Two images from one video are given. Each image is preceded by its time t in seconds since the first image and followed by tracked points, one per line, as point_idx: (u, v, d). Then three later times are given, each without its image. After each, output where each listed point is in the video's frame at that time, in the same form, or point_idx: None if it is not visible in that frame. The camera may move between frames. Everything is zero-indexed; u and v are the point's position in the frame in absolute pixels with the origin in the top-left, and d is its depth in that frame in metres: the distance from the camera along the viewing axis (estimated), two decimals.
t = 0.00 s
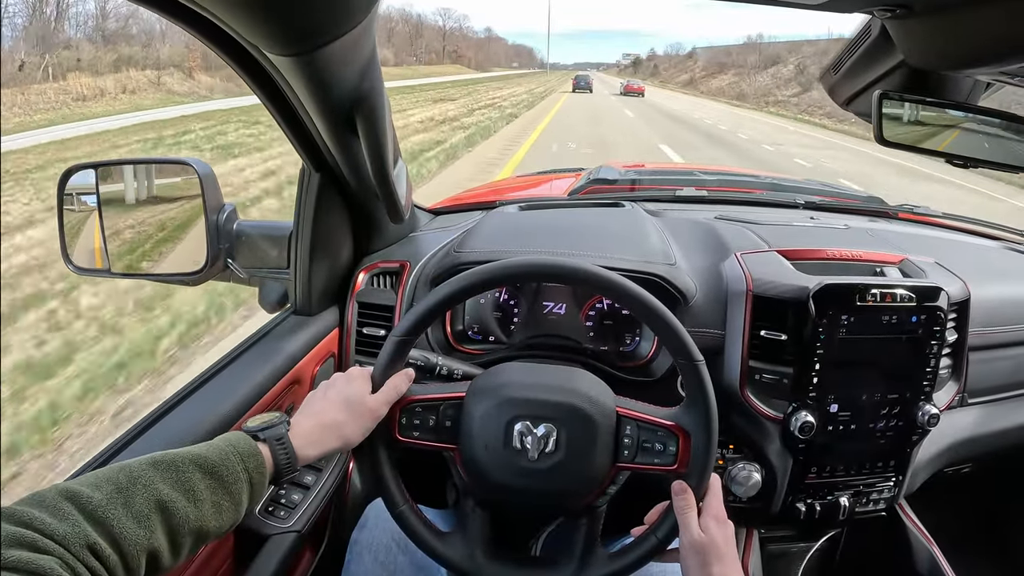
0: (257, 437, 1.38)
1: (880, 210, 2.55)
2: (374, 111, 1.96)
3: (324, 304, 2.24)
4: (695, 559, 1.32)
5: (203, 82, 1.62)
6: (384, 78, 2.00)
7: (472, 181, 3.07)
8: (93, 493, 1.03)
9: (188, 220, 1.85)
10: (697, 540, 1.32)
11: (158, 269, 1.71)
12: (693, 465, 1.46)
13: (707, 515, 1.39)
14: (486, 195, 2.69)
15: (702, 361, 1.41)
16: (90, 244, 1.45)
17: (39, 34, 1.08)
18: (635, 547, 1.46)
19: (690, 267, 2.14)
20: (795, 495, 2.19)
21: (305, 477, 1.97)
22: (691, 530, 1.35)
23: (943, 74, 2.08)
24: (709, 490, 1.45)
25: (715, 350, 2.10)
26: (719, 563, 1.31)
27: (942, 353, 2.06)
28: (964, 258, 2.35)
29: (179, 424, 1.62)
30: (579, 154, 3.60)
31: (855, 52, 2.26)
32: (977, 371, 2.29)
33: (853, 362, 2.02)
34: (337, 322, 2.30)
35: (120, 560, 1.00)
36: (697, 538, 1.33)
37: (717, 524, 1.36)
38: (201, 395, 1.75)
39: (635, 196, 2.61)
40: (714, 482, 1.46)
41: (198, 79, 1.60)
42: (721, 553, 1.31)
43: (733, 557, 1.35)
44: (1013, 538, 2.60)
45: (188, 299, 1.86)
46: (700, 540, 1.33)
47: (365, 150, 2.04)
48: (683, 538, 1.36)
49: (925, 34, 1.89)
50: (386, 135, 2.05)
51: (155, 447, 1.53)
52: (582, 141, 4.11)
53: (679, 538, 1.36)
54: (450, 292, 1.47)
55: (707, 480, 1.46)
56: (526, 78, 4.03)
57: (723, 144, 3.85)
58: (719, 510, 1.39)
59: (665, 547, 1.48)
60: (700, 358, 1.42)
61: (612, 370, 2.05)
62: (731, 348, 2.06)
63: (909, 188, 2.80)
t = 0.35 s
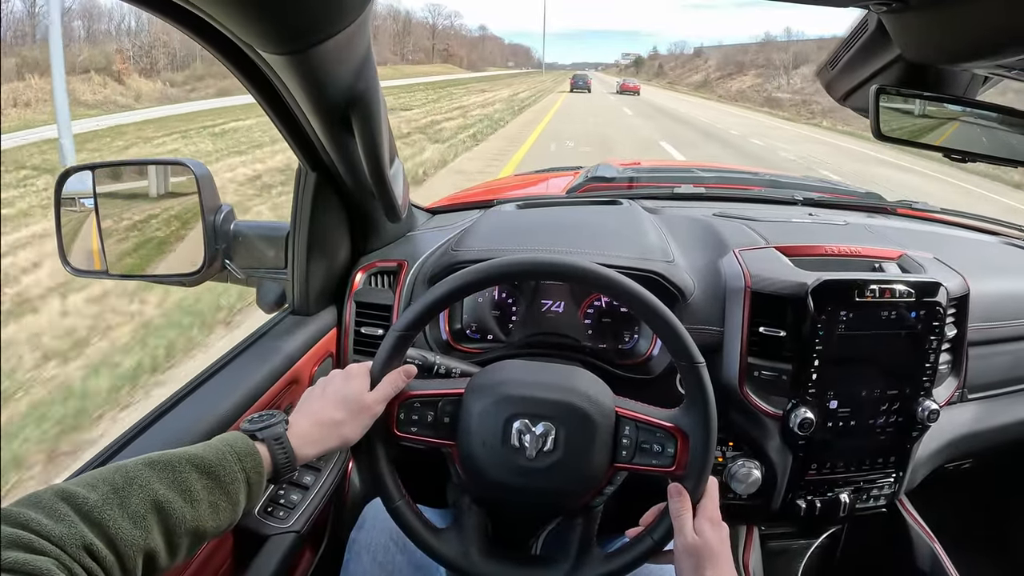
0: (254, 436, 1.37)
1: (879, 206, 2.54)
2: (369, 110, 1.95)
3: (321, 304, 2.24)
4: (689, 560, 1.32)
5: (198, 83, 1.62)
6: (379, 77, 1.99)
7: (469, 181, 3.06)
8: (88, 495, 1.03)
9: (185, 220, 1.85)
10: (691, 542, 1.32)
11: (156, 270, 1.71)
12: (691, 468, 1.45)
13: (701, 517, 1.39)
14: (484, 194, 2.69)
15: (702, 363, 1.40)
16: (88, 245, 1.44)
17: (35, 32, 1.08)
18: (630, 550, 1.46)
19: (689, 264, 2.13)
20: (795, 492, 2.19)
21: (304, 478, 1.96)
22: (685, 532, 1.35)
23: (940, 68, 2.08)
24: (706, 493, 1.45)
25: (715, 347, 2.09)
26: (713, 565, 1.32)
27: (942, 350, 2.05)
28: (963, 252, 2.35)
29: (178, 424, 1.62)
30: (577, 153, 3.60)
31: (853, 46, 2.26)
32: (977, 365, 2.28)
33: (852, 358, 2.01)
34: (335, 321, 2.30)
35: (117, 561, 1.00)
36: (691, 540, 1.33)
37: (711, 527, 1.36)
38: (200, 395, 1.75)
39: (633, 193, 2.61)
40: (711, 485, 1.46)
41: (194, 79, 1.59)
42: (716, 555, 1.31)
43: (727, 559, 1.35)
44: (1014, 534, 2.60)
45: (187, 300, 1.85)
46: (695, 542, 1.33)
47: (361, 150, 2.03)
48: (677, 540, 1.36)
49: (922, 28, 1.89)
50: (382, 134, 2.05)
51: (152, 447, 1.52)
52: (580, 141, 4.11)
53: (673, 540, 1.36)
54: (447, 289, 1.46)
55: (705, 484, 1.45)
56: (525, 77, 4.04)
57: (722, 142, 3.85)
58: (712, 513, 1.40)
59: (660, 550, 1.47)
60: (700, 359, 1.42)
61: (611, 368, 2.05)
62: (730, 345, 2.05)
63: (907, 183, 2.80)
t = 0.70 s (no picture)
0: (253, 437, 1.38)
1: (878, 203, 2.54)
2: (367, 110, 1.95)
3: (321, 304, 2.24)
4: (689, 560, 1.32)
5: (196, 85, 1.62)
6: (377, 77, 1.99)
7: (468, 181, 3.06)
8: (89, 496, 1.03)
9: (185, 222, 1.85)
10: (690, 543, 1.32)
11: (155, 272, 1.71)
12: (691, 466, 1.45)
13: (702, 516, 1.38)
14: (483, 193, 2.69)
15: (701, 361, 1.40)
16: (87, 247, 1.45)
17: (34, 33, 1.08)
18: (631, 549, 1.46)
19: (688, 262, 2.13)
20: (796, 490, 2.18)
21: (304, 478, 1.96)
22: (683, 533, 1.34)
23: (939, 64, 2.08)
24: (706, 491, 1.44)
25: (715, 345, 2.09)
26: (712, 564, 1.31)
27: (942, 346, 2.05)
28: (963, 249, 2.35)
29: (179, 426, 1.62)
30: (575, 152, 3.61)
31: (850, 43, 2.26)
32: (978, 362, 2.28)
33: (852, 355, 2.01)
34: (335, 322, 2.30)
35: (117, 563, 1.00)
36: (690, 539, 1.32)
37: (712, 525, 1.36)
38: (199, 397, 1.75)
39: (632, 192, 2.61)
40: (711, 483, 1.45)
41: (192, 81, 1.60)
42: (715, 553, 1.31)
43: (728, 558, 1.34)
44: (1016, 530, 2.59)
45: (186, 302, 1.86)
46: (694, 542, 1.32)
47: (359, 150, 2.03)
48: (676, 540, 1.36)
49: (920, 24, 1.88)
50: (380, 134, 2.05)
51: (152, 449, 1.52)
52: (579, 140, 4.12)
53: (672, 539, 1.35)
54: (446, 289, 1.46)
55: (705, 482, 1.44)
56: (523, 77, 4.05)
57: (720, 141, 3.85)
58: (713, 510, 1.38)
59: (662, 548, 1.47)
60: (700, 358, 1.41)
61: (611, 367, 2.04)
62: (730, 343, 2.04)
63: (906, 181, 2.80)
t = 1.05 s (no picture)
0: (257, 435, 1.38)
1: (877, 204, 2.55)
2: (368, 112, 1.96)
3: (323, 305, 2.25)
4: (694, 556, 1.33)
5: (198, 88, 1.63)
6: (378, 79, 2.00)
7: (469, 181, 3.07)
8: (94, 497, 1.04)
9: (188, 224, 1.86)
10: (695, 538, 1.33)
11: (158, 274, 1.72)
12: (692, 464, 1.46)
13: (705, 512, 1.39)
14: (484, 194, 2.70)
15: (700, 358, 1.41)
16: (90, 249, 1.45)
17: (37, 37, 1.09)
18: (636, 547, 1.47)
19: (688, 263, 2.14)
20: (795, 489, 2.20)
21: (307, 479, 1.97)
22: (687, 527, 1.36)
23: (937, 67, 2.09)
24: (708, 487, 1.46)
25: (714, 345, 2.10)
26: (717, 559, 1.32)
27: (941, 345, 2.06)
28: (961, 250, 2.36)
29: (182, 426, 1.63)
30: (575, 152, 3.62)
31: (849, 45, 2.27)
32: (976, 363, 2.29)
33: (851, 355, 2.02)
34: (336, 323, 2.31)
35: (123, 562, 1.01)
36: (695, 535, 1.34)
37: (716, 521, 1.37)
38: (202, 398, 1.76)
39: (632, 192, 2.62)
40: (713, 479, 1.47)
41: (194, 84, 1.60)
42: (720, 549, 1.32)
43: (732, 553, 1.35)
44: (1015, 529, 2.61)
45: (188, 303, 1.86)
46: (698, 537, 1.34)
47: (360, 151, 2.04)
48: (680, 536, 1.37)
49: (918, 26, 1.89)
50: (381, 136, 2.06)
51: (156, 450, 1.53)
52: (579, 140, 4.14)
53: (676, 536, 1.37)
54: (448, 291, 1.47)
55: (706, 479, 1.46)
56: (524, 76, 4.07)
57: (720, 141, 3.87)
58: (717, 507, 1.39)
59: (666, 545, 1.48)
60: (700, 356, 1.42)
61: (612, 367, 2.06)
62: (730, 343, 2.06)
63: (904, 181, 2.81)
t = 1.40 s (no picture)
0: (252, 433, 1.35)
1: (877, 201, 2.54)
2: (365, 108, 1.95)
3: (320, 302, 2.24)
4: (693, 554, 1.32)
5: (195, 83, 1.62)
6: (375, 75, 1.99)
7: (467, 179, 3.06)
8: (89, 494, 1.03)
9: (186, 220, 1.85)
10: (695, 535, 1.32)
11: (158, 271, 1.72)
12: (691, 461, 1.45)
13: (704, 510, 1.39)
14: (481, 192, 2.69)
15: (699, 355, 1.40)
16: (88, 246, 1.44)
17: (29, 31, 1.08)
18: (634, 545, 1.46)
19: (687, 261, 2.14)
20: (794, 487, 2.19)
21: (304, 477, 1.97)
22: (688, 523, 1.34)
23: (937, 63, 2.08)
24: (706, 485, 1.45)
25: (713, 343, 2.09)
26: (716, 557, 1.31)
27: (940, 343, 2.05)
28: (961, 248, 2.35)
29: (178, 424, 1.62)
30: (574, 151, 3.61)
31: (849, 42, 2.26)
32: (975, 361, 2.29)
33: (850, 353, 2.01)
34: (334, 320, 2.30)
35: (118, 560, 0.99)
36: (695, 532, 1.32)
37: (715, 519, 1.36)
38: (198, 395, 1.75)
39: (631, 190, 2.61)
40: (711, 476, 1.46)
41: (191, 80, 1.59)
42: (719, 547, 1.31)
43: (731, 551, 1.35)
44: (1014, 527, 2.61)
45: (185, 300, 1.85)
46: (698, 534, 1.33)
47: (358, 148, 2.03)
48: (680, 533, 1.36)
49: (918, 23, 1.89)
50: (379, 132, 2.05)
51: (151, 447, 1.52)
52: (578, 138, 4.13)
53: (675, 534, 1.36)
54: (445, 288, 1.46)
55: (705, 476, 1.45)
56: (523, 74, 4.06)
57: (719, 139, 3.87)
58: (717, 504, 1.40)
59: (664, 543, 1.47)
60: (698, 352, 1.41)
61: (610, 364, 2.05)
62: (728, 341, 2.05)
63: (903, 180, 2.81)
